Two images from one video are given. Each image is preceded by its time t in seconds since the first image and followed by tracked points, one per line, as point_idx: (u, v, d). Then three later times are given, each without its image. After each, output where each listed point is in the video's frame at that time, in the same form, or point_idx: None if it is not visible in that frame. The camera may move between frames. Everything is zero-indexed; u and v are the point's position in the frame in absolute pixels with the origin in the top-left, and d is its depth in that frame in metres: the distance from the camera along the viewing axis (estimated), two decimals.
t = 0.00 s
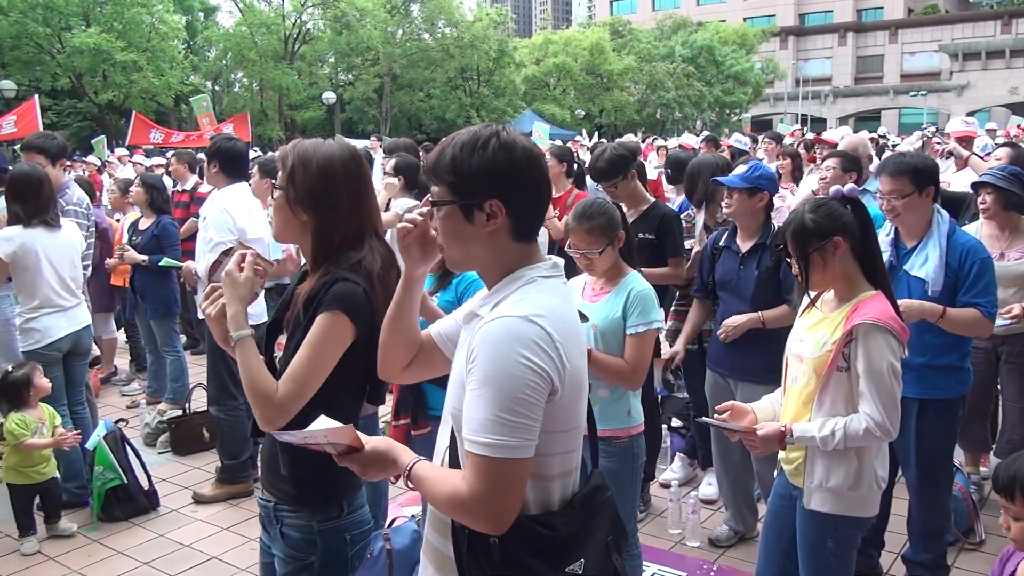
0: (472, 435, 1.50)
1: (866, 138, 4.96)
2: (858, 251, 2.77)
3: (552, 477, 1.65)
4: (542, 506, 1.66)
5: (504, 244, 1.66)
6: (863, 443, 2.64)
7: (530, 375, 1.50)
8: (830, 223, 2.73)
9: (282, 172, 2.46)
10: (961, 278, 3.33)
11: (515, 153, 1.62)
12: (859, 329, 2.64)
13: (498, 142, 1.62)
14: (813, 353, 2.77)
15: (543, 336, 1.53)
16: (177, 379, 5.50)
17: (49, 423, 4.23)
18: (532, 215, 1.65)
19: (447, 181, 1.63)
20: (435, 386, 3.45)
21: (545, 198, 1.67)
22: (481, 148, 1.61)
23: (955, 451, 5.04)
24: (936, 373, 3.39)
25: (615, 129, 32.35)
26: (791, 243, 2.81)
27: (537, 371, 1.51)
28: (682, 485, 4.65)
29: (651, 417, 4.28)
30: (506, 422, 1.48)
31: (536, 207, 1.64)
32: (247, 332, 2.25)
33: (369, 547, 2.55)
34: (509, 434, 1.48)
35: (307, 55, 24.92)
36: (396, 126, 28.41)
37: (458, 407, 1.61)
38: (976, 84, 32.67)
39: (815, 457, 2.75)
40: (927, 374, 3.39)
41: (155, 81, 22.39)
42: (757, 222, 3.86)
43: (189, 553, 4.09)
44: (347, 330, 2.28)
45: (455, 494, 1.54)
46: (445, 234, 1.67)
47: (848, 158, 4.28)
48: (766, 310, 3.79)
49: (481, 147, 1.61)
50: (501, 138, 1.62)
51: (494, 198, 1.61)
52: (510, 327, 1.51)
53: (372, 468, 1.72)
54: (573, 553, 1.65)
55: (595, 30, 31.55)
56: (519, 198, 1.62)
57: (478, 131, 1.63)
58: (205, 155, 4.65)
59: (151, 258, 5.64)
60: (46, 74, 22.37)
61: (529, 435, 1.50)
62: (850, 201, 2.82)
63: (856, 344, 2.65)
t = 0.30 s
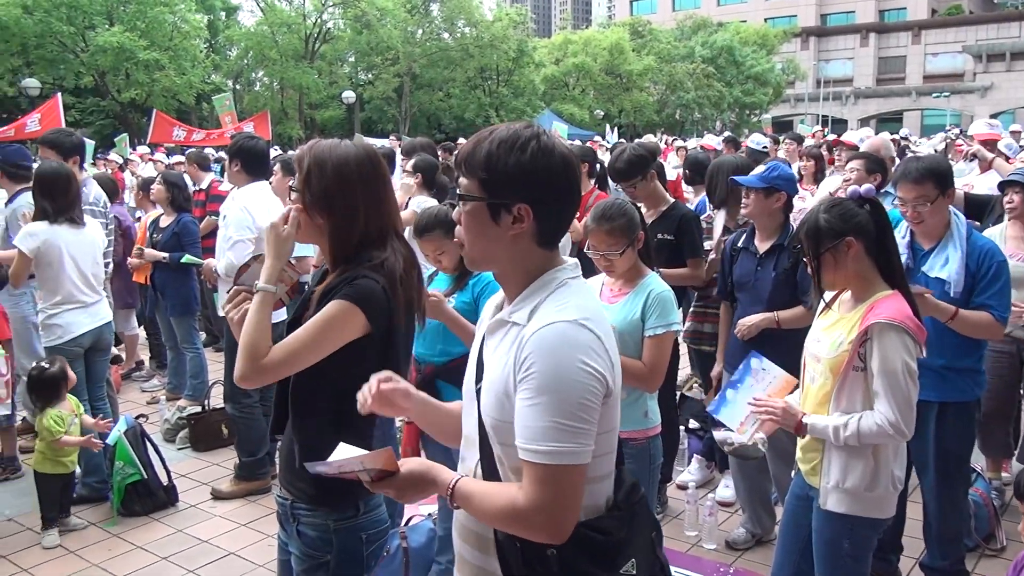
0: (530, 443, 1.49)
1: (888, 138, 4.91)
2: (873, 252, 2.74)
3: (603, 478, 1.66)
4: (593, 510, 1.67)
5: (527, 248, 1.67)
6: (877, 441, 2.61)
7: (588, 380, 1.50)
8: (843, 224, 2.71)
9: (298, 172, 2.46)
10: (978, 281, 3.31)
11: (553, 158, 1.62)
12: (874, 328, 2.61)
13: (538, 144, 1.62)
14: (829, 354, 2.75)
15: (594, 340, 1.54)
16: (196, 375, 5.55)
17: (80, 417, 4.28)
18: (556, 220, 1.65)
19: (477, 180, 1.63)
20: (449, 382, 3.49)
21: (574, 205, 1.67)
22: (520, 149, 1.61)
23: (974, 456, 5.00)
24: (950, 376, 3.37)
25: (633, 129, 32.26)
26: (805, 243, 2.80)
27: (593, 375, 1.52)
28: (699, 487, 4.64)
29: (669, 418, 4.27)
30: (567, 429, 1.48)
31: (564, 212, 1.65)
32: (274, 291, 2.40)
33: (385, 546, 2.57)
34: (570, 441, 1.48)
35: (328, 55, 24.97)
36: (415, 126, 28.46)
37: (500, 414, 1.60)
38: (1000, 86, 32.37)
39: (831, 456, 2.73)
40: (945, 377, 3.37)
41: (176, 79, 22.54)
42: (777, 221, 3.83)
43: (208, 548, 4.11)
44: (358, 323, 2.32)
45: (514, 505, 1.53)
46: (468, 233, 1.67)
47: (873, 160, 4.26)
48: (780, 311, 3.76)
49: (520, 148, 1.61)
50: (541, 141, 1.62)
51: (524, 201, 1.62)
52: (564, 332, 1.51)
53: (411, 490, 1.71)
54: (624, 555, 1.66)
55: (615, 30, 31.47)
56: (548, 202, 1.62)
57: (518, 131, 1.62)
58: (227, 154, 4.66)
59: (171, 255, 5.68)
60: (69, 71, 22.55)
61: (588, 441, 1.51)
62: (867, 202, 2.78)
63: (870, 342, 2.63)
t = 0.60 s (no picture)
0: (567, 449, 1.49)
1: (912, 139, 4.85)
2: (890, 250, 2.72)
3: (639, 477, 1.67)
4: (630, 509, 1.67)
5: (543, 249, 1.67)
6: (896, 439, 2.58)
7: (622, 382, 1.50)
8: (860, 223, 2.69)
9: (318, 171, 2.49)
10: (1003, 283, 3.27)
11: (575, 159, 1.62)
12: (894, 325, 2.58)
13: (561, 144, 1.62)
14: (850, 352, 2.73)
15: (625, 342, 1.54)
16: (218, 373, 5.59)
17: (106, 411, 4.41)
18: (576, 224, 1.66)
19: (496, 177, 1.63)
20: (468, 382, 3.49)
21: (593, 208, 1.67)
22: (541, 148, 1.61)
23: (998, 461, 4.95)
24: (974, 379, 3.33)
25: (653, 130, 32.16)
26: (822, 242, 2.78)
27: (626, 376, 1.52)
28: (719, 488, 4.62)
29: (689, 419, 4.26)
30: (603, 432, 1.48)
31: (583, 214, 1.65)
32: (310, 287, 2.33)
33: (404, 546, 2.57)
34: (607, 444, 1.49)
35: (349, 55, 25.03)
36: (434, 125, 28.53)
37: (531, 421, 1.60)
38: None
39: (852, 454, 2.71)
40: (969, 380, 3.33)
41: (199, 79, 22.71)
42: (800, 221, 3.80)
43: (229, 545, 4.15)
44: (378, 321, 2.33)
45: (557, 514, 1.53)
46: (484, 231, 1.67)
47: (903, 159, 4.22)
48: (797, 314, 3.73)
49: (541, 147, 1.61)
50: (563, 141, 1.62)
51: (541, 201, 1.62)
52: (595, 335, 1.51)
53: (442, 506, 1.69)
54: (660, 554, 1.66)
55: (636, 29, 31.39)
56: (566, 203, 1.62)
57: (541, 129, 1.62)
58: (249, 153, 4.67)
59: (192, 254, 5.72)
60: (94, 72, 22.77)
61: (626, 443, 1.51)
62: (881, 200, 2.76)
63: (888, 339, 2.60)
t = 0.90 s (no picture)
0: (567, 454, 1.49)
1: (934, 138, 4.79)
2: (912, 249, 2.69)
3: (649, 487, 1.67)
4: (638, 518, 1.67)
5: (568, 251, 1.67)
6: (921, 434, 2.55)
7: (625, 391, 1.49)
8: (879, 221, 2.67)
9: (338, 168, 2.49)
10: None
11: (604, 163, 1.62)
12: (917, 321, 2.55)
13: (590, 146, 1.61)
14: (873, 349, 2.71)
15: (634, 349, 1.52)
16: (240, 372, 5.64)
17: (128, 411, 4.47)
18: (603, 228, 1.65)
19: (524, 177, 1.64)
20: (490, 382, 3.48)
21: (622, 213, 1.67)
22: (571, 150, 1.61)
23: None
24: (1001, 381, 3.28)
25: (674, 129, 32.05)
26: (842, 242, 2.76)
27: (631, 385, 1.50)
28: (740, 490, 4.60)
29: (709, 420, 4.24)
30: (602, 440, 1.47)
31: (610, 218, 1.65)
32: (334, 324, 2.38)
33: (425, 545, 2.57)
34: (605, 453, 1.48)
35: (370, 55, 25.07)
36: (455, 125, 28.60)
37: (542, 423, 1.61)
38: None
39: (876, 450, 2.69)
40: (996, 381, 3.29)
41: (222, 80, 22.90)
42: (824, 220, 3.77)
43: (251, 542, 4.18)
44: (401, 328, 2.32)
45: (552, 516, 1.54)
46: (511, 231, 1.67)
47: (935, 158, 4.15)
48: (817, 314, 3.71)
49: (571, 149, 1.61)
50: (592, 144, 1.61)
51: (568, 204, 1.62)
52: (602, 341, 1.50)
53: (454, 492, 1.73)
54: (671, 564, 1.65)
55: (657, 28, 31.32)
56: (594, 206, 1.62)
57: (570, 131, 1.62)
58: (268, 153, 4.68)
59: (213, 252, 5.77)
60: (118, 73, 23.00)
61: (627, 453, 1.50)
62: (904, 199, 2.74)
63: (912, 336, 2.58)
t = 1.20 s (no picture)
0: (573, 452, 1.49)
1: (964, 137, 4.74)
2: (941, 249, 2.66)
3: (665, 491, 1.65)
4: (650, 522, 1.65)
5: (596, 249, 1.67)
6: (946, 433, 2.52)
7: (632, 391, 1.48)
8: (908, 220, 2.64)
9: (358, 166, 2.50)
10: None
11: (637, 161, 1.61)
12: (946, 320, 2.52)
13: (623, 145, 1.61)
14: (900, 346, 2.69)
15: (646, 350, 1.52)
16: (262, 370, 5.67)
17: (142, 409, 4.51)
18: (631, 226, 1.65)
19: (554, 173, 1.63)
20: (510, 382, 3.48)
21: (651, 211, 1.67)
22: (603, 148, 1.61)
23: None
24: None
25: (696, 129, 31.91)
26: (869, 241, 2.73)
27: (638, 386, 1.49)
28: (762, 491, 4.57)
29: (731, 421, 4.22)
30: (607, 440, 1.47)
31: (639, 217, 1.64)
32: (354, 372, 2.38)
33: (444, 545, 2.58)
34: (610, 453, 1.47)
35: (392, 55, 25.07)
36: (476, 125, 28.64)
37: (556, 421, 1.61)
38: None
39: (900, 447, 2.66)
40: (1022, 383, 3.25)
41: (245, 81, 23.06)
42: (847, 221, 3.75)
43: (272, 540, 4.20)
44: (428, 331, 2.29)
45: (555, 513, 1.54)
46: (539, 227, 1.67)
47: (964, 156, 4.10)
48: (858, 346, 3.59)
49: (603, 147, 1.61)
50: (625, 142, 1.61)
51: (598, 201, 1.61)
52: (613, 340, 1.50)
53: (475, 483, 1.74)
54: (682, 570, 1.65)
55: (679, 27, 31.19)
56: (625, 205, 1.62)
57: (603, 129, 1.62)
58: (287, 156, 4.73)
59: (235, 251, 5.82)
60: (143, 73, 23.22)
61: (632, 454, 1.49)
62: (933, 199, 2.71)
63: (941, 334, 2.55)
